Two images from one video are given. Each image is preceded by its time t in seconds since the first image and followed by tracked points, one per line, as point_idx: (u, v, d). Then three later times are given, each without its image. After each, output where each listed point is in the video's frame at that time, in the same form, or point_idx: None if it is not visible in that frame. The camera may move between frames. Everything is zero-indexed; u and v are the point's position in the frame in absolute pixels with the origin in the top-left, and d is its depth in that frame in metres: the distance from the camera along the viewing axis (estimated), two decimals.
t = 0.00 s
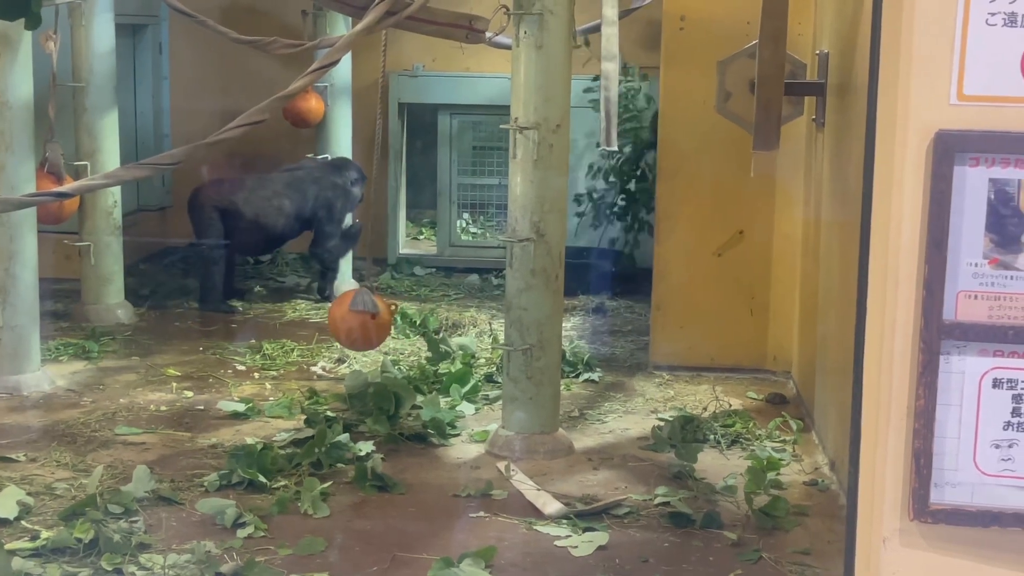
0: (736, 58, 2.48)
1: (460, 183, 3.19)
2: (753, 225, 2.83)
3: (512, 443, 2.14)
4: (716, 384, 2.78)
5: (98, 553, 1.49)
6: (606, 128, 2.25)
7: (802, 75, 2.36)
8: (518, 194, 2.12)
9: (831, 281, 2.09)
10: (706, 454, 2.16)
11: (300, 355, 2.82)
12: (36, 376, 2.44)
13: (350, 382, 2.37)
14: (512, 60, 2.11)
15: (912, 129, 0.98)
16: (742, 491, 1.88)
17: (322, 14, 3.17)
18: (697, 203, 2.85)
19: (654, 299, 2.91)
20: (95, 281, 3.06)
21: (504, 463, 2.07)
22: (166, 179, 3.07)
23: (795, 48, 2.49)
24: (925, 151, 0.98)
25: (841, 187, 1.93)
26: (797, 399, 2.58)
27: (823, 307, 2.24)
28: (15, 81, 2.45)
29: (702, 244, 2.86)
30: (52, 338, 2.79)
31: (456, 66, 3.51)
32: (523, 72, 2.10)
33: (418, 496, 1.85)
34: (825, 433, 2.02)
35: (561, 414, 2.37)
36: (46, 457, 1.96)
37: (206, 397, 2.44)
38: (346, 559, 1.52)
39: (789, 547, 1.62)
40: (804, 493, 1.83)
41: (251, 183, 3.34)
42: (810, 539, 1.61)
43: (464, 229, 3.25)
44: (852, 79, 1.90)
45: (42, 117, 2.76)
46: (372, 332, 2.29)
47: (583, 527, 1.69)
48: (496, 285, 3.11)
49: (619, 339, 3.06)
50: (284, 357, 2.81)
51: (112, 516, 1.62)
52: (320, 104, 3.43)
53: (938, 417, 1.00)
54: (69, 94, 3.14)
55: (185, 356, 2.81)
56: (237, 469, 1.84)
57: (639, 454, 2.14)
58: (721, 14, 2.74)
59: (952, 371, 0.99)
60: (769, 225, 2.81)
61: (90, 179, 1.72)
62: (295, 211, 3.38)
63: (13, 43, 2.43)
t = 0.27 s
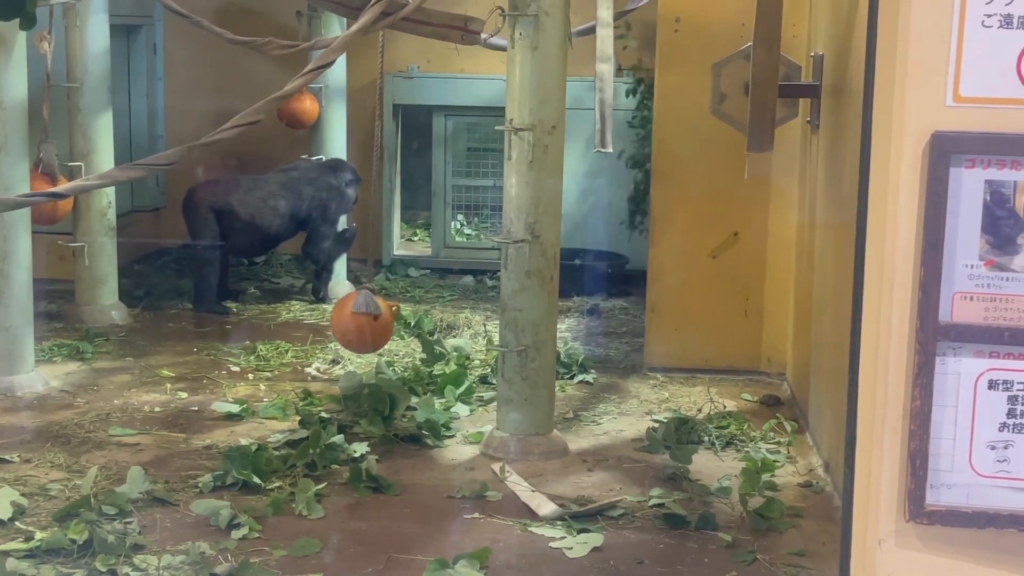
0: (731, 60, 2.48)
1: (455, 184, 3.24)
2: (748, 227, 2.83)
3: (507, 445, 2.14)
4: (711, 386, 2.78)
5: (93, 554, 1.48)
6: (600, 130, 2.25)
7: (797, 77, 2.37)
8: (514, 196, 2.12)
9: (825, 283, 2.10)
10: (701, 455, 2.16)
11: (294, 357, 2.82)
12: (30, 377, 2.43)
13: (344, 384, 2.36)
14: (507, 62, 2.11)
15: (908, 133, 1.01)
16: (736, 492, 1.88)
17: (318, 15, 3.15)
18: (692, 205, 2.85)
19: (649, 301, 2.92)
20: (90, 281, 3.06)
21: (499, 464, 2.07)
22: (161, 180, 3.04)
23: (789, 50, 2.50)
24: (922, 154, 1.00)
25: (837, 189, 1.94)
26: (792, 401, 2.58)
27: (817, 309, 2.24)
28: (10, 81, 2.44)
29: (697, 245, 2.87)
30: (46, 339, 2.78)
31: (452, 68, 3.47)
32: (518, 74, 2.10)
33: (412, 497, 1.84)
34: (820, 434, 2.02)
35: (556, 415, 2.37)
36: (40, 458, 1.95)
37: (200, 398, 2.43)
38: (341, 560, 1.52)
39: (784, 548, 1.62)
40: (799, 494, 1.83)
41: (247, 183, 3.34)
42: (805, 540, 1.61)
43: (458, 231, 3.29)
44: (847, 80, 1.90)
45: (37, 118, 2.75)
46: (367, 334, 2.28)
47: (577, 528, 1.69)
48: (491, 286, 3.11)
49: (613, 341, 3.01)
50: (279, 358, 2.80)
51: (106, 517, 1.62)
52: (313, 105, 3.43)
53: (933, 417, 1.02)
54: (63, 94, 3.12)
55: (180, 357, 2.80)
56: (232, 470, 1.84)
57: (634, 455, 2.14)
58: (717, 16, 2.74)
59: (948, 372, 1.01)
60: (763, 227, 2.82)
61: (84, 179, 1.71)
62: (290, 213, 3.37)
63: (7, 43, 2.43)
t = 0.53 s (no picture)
0: (728, 63, 2.48)
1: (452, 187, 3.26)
2: (744, 230, 2.84)
3: (503, 448, 2.13)
4: (708, 389, 2.78)
5: (89, 558, 1.48)
6: (597, 133, 2.26)
7: (793, 80, 2.37)
8: (510, 198, 2.12)
9: (822, 286, 2.10)
10: (698, 458, 2.16)
11: (291, 360, 2.81)
12: (27, 380, 2.42)
13: (341, 386, 2.36)
14: (504, 65, 2.11)
15: (905, 136, 1.01)
16: (733, 496, 1.88)
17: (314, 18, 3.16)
18: (689, 208, 2.86)
19: (646, 304, 2.92)
20: (86, 284, 3.05)
21: (496, 467, 2.07)
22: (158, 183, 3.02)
23: (786, 54, 2.50)
24: (918, 157, 1.01)
25: (833, 192, 1.95)
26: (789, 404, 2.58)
27: (814, 313, 2.25)
28: (7, 83, 2.44)
29: (694, 248, 2.87)
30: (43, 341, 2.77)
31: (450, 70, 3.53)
32: (515, 76, 2.10)
33: (409, 500, 1.84)
34: (817, 438, 2.02)
35: (553, 418, 2.37)
36: (36, 461, 1.95)
37: (197, 401, 2.43)
38: (338, 563, 1.52)
39: (781, 552, 1.62)
40: (795, 497, 1.84)
41: (244, 186, 3.31)
42: (801, 544, 1.61)
43: (455, 234, 3.25)
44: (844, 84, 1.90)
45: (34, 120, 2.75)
46: (365, 336, 2.28)
47: (574, 531, 1.69)
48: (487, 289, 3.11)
49: (610, 344, 2.99)
50: (276, 361, 2.80)
51: (103, 520, 1.61)
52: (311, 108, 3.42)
53: (931, 421, 1.02)
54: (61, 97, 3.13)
55: (176, 360, 2.80)
56: (228, 473, 1.84)
57: (631, 458, 2.14)
58: (714, 19, 2.74)
59: (945, 376, 1.01)
60: (760, 230, 2.82)
61: (81, 182, 1.72)
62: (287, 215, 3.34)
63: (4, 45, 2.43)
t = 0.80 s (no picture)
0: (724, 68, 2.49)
1: (448, 191, 3.24)
2: (739, 234, 2.84)
3: (500, 452, 2.13)
4: (704, 394, 2.78)
5: (85, 562, 1.48)
6: (594, 138, 2.26)
7: (789, 85, 2.37)
8: (506, 203, 2.12)
9: (817, 291, 2.11)
10: (694, 463, 2.16)
11: (287, 364, 2.81)
12: (23, 385, 2.42)
13: (337, 391, 2.37)
14: (500, 70, 2.11)
15: (900, 142, 1.02)
16: (729, 500, 1.88)
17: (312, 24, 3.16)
18: (685, 213, 2.86)
19: (642, 309, 2.92)
20: (82, 288, 3.05)
21: (492, 472, 2.07)
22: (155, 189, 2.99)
23: (781, 59, 2.51)
24: (913, 162, 1.02)
25: (828, 196, 1.95)
26: (784, 409, 2.59)
27: (809, 318, 2.25)
28: (4, 88, 2.45)
29: (689, 253, 2.87)
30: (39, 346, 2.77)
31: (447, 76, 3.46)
32: (511, 81, 2.10)
33: (405, 505, 1.84)
34: (812, 442, 2.03)
35: (549, 423, 2.37)
36: (32, 465, 1.94)
37: (193, 406, 2.43)
38: (334, 568, 1.52)
39: (777, 556, 1.62)
40: (791, 502, 1.84)
41: (239, 192, 3.28)
42: (797, 548, 1.61)
43: (452, 239, 3.26)
44: (839, 89, 1.91)
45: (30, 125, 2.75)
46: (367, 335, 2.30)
47: (570, 536, 1.69)
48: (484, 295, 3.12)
49: (605, 349, 2.99)
50: (272, 366, 2.80)
51: (98, 525, 1.61)
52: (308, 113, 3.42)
53: (926, 425, 1.03)
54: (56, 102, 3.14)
55: (172, 365, 2.80)
56: (224, 477, 1.84)
57: (626, 463, 2.14)
58: (708, 24, 2.76)
59: (940, 380, 1.02)
60: (756, 235, 2.82)
61: (78, 187, 1.72)
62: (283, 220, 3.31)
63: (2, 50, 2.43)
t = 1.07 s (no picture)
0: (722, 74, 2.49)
1: (447, 198, 3.24)
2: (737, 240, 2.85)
3: (498, 458, 2.13)
4: (702, 400, 2.78)
5: (83, 568, 1.48)
6: (592, 144, 2.28)
7: (786, 92, 2.37)
8: (504, 209, 2.13)
9: (815, 297, 2.11)
10: (692, 469, 2.16)
11: (285, 371, 2.81)
12: (21, 391, 2.42)
13: (335, 397, 2.37)
14: (498, 76, 2.12)
15: (896, 147, 1.03)
16: (727, 506, 1.88)
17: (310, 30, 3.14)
18: (683, 220, 2.87)
19: (640, 314, 2.93)
20: (81, 294, 3.05)
21: (490, 478, 2.07)
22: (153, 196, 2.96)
23: (778, 65, 2.53)
24: (910, 168, 1.03)
25: (826, 202, 1.96)
26: (782, 415, 2.59)
27: (807, 324, 2.26)
28: (3, 94, 2.45)
29: (688, 259, 2.88)
30: (37, 352, 2.77)
31: (445, 81, 3.41)
32: (509, 88, 2.11)
33: (403, 511, 1.84)
34: (810, 448, 2.03)
35: (547, 429, 2.37)
36: (30, 471, 1.94)
37: (191, 412, 2.43)
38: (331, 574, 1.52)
39: (775, 562, 1.62)
40: (789, 508, 1.84)
41: (239, 198, 3.29)
42: (795, 555, 1.61)
43: (450, 245, 3.26)
44: (836, 96, 1.91)
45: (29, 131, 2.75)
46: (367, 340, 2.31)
47: (568, 542, 1.69)
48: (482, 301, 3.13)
49: (604, 355, 3.01)
50: (270, 372, 2.80)
51: (96, 531, 1.62)
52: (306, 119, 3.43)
53: (923, 431, 1.04)
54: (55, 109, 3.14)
55: (170, 371, 2.80)
56: (222, 483, 1.84)
57: (624, 469, 2.14)
58: (706, 30, 2.76)
59: (936, 387, 1.03)
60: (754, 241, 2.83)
61: (77, 193, 1.73)
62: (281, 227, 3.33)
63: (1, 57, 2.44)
